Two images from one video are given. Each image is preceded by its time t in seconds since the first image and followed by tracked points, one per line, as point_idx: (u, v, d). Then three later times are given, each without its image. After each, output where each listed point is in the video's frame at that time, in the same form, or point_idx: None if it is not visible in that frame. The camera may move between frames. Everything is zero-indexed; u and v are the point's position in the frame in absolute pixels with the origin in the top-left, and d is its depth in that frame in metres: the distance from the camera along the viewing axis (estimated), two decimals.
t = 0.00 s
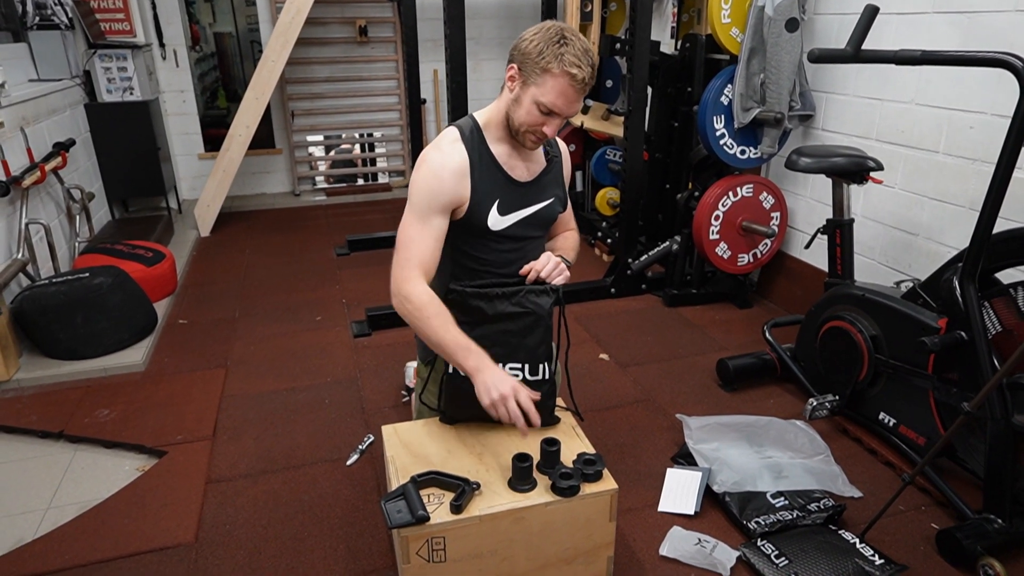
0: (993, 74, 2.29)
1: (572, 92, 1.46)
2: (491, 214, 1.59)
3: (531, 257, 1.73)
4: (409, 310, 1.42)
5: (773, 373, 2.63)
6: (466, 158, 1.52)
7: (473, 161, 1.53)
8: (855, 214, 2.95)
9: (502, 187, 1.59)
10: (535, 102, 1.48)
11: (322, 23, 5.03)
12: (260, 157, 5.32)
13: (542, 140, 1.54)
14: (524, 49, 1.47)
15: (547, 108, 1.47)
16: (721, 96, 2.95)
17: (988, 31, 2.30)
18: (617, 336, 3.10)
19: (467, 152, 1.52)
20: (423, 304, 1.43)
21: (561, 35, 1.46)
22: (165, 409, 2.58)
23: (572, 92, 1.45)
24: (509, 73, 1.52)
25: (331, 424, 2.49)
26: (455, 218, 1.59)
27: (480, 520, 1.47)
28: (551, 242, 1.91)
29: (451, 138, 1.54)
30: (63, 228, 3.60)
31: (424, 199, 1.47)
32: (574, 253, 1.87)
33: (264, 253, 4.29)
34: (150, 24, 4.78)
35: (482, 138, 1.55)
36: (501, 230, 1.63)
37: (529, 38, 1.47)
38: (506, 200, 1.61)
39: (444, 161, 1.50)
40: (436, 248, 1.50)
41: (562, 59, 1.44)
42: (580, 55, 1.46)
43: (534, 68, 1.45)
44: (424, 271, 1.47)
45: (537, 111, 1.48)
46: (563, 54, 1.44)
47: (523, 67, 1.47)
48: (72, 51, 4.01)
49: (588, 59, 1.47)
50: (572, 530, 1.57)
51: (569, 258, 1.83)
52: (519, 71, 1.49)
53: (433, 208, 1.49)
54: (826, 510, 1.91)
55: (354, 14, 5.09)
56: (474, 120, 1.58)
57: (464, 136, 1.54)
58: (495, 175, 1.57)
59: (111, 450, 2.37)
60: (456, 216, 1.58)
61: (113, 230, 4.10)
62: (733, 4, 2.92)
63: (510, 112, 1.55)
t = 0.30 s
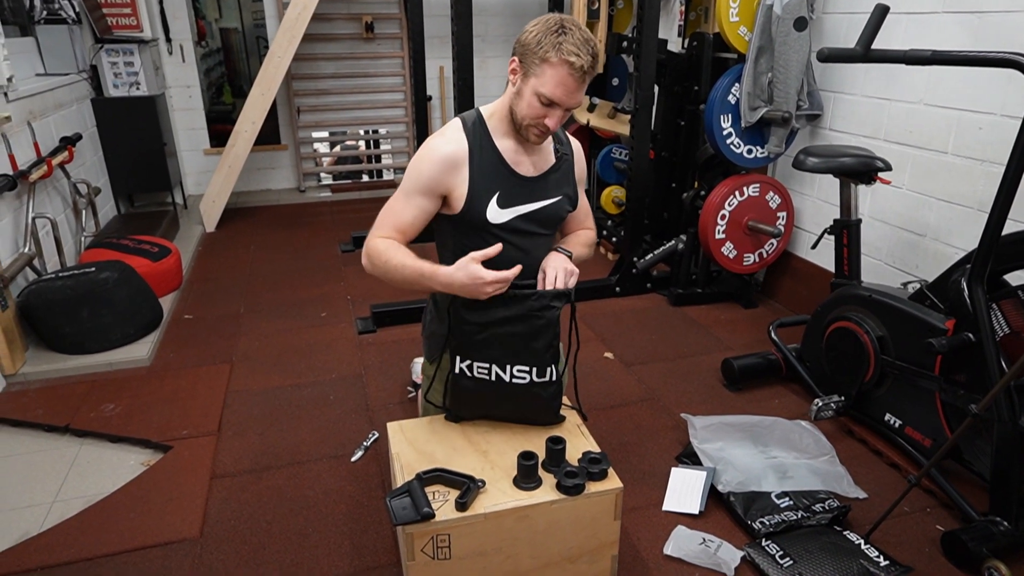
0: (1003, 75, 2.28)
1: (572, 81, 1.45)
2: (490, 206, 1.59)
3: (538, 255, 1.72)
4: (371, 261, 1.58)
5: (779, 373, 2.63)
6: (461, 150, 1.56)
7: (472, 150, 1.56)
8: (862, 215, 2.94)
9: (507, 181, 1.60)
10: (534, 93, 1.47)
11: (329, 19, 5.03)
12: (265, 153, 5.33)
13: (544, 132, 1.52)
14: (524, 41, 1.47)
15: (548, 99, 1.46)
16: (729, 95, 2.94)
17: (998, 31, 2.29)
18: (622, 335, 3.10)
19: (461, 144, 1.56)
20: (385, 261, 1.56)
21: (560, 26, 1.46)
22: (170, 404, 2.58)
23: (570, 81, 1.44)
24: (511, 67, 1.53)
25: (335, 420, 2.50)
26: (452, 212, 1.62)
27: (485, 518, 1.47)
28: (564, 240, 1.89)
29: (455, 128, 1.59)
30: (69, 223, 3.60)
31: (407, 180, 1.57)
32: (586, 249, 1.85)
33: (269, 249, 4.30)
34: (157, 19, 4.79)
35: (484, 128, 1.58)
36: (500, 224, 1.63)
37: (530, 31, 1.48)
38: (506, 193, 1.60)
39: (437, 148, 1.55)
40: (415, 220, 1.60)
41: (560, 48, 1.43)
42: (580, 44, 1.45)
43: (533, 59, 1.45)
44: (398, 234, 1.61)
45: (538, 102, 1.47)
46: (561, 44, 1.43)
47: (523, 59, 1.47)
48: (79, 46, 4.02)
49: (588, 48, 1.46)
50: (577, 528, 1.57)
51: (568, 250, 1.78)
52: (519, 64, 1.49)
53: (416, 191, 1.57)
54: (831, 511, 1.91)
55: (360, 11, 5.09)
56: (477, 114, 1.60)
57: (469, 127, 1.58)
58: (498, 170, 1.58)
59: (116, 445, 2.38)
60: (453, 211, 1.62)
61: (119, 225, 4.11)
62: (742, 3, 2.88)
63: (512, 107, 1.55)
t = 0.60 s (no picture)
0: (1012, 75, 2.27)
1: (562, 98, 1.43)
2: (489, 201, 1.61)
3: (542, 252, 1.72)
4: (374, 235, 1.65)
5: (783, 373, 2.62)
6: (461, 141, 1.57)
7: (474, 143, 1.57)
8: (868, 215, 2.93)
9: (510, 177, 1.60)
10: (526, 107, 1.47)
11: (334, 16, 5.03)
12: (270, 149, 5.34)
13: (540, 143, 1.52)
14: (520, 54, 1.47)
15: (538, 115, 1.45)
16: (735, 94, 2.93)
17: (1007, 31, 2.28)
18: (625, 334, 3.09)
19: (462, 134, 1.57)
20: (390, 237, 1.64)
21: (554, 40, 1.43)
22: (174, 398, 2.59)
23: (559, 99, 1.42)
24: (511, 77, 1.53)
25: (339, 416, 2.50)
26: (452, 206, 1.64)
27: (488, 515, 1.47)
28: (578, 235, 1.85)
29: (459, 118, 1.61)
30: (75, 217, 3.62)
31: (408, 164, 1.61)
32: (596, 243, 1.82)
33: (274, 244, 4.31)
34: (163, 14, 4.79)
35: (489, 124, 1.58)
36: (500, 219, 1.64)
37: (526, 42, 1.47)
38: (505, 187, 1.61)
39: (440, 136, 1.57)
40: (413, 198, 1.66)
41: (550, 66, 1.41)
42: (571, 59, 1.41)
43: (525, 73, 1.45)
44: (397, 208, 1.67)
45: (529, 117, 1.47)
46: (551, 60, 1.41)
47: (517, 72, 1.47)
48: (85, 41, 4.03)
49: (581, 63, 1.42)
50: (580, 526, 1.57)
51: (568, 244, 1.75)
52: (515, 75, 1.49)
53: (416, 175, 1.61)
54: (834, 511, 1.91)
55: (366, 7, 5.09)
56: (483, 106, 1.60)
57: (472, 120, 1.58)
58: (503, 166, 1.59)
59: (121, 439, 2.39)
60: (453, 205, 1.64)
61: (124, 220, 4.12)
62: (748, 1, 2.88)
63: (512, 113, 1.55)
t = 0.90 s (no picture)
0: (1016, 76, 2.26)
1: (536, 94, 1.43)
2: (490, 198, 1.62)
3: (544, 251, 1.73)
4: (380, 239, 1.63)
5: (785, 373, 2.62)
6: (464, 133, 1.58)
7: (476, 137, 1.59)
8: (871, 215, 2.93)
9: (513, 175, 1.61)
10: (507, 107, 1.48)
11: (338, 15, 5.04)
12: (274, 148, 5.35)
13: (528, 141, 1.53)
14: (498, 54, 1.49)
15: (516, 113, 1.46)
16: (739, 94, 2.92)
17: (1012, 32, 2.28)
18: (628, 333, 3.10)
19: (465, 127, 1.57)
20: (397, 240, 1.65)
21: (525, 36, 1.43)
22: (178, 396, 2.61)
23: (533, 96, 1.42)
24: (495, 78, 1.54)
25: (342, 415, 2.51)
26: (456, 203, 1.65)
27: (490, 514, 1.48)
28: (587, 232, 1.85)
29: (459, 115, 1.61)
30: (80, 216, 3.63)
31: (413, 161, 1.59)
32: (600, 242, 1.81)
33: (278, 243, 4.32)
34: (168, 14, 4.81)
35: (488, 121, 1.59)
36: (501, 216, 1.65)
37: (504, 43, 1.48)
38: (505, 185, 1.62)
39: (442, 130, 1.58)
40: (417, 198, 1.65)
41: (520, 63, 1.42)
42: (541, 55, 1.41)
43: (502, 74, 1.46)
44: (402, 211, 1.65)
45: (511, 116, 1.48)
46: (521, 58, 1.42)
47: (497, 73, 1.49)
48: (90, 40, 4.04)
49: (552, 57, 1.41)
50: (582, 526, 1.58)
51: (570, 248, 1.71)
52: (496, 77, 1.51)
53: (422, 173, 1.60)
54: (836, 511, 1.91)
55: (369, 7, 5.10)
56: (480, 104, 1.61)
57: (471, 116, 1.59)
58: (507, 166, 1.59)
59: (125, 437, 2.40)
60: (456, 202, 1.65)
61: (128, 219, 4.14)
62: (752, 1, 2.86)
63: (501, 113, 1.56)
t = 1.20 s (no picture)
0: (1019, 77, 2.26)
1: (545, 99, 1.43)
2: (490, 200, 1.62)
3: (547, 251, 1.73)
4: (378, 239, 1.63)
5: (787, 374, 2.63)
6: (465, 135, 1.59)
7: (478, 137, 1.59)
8: (874, 216, 2.93)
9: (515, 176, 1.62)
10: (514, 110, 1.49)
11: (341, 15, 5.05)
12: (277, 148, 5.36)
13: (533, 144, 1.54)
14: (505, 58, 1.49)
15: (523, 116, 1.47)
16: (741, 95, 2.92)
17: (1014, 33, 2.28)
18: (630, 334, 3.10)
19: (466, 129, 1.58)
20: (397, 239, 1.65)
21: (535, 40, 1.44)
22: (181, 396, 2.61)
23: (542, 101, 1.43)
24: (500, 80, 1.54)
25: (345, 414, 2.52)
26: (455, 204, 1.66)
27: (492, 513, 1.48)
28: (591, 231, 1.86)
29: (460, 117, 1.62)
30: (83, 215, 3.64)
31: (413, 164, 1.61)
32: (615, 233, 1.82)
33: (280, 243, 4.33)
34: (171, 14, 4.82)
35: (489, 122, 1.60)
36: (501, 218, 1.65)
37: (511, 46, 1.49)
38: (506, 187, 1.63)
39: (443, 132, 1.59)
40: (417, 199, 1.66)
41: (530, 68, 1.42)
42: (551, 59, 1.41)
43: (510, 77, 1.47)
44: (403, 210, 1.66)
45: (517, 119, 1.49)
46: (531, 62, 1.42)
47: (504, 75, 1.49)
48: (94, 40, 4.05)
49: (562, 62, 1.42)
50: (584, 525, 1.58)
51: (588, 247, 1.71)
52: (503, 80, 1.51)
53: (422, 175, 1.61)
54: (837, 512, 1.91)
55: (372, 7, 5.11)
56: (482, 107, 1.62)
57: (472, 118, 1.60)
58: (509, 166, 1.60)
59: (128, 435, 2.41)
60: (455, 203, 1.67)
61: (131, 218, 4.15)
62: (755, 2, 2.88)
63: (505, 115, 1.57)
